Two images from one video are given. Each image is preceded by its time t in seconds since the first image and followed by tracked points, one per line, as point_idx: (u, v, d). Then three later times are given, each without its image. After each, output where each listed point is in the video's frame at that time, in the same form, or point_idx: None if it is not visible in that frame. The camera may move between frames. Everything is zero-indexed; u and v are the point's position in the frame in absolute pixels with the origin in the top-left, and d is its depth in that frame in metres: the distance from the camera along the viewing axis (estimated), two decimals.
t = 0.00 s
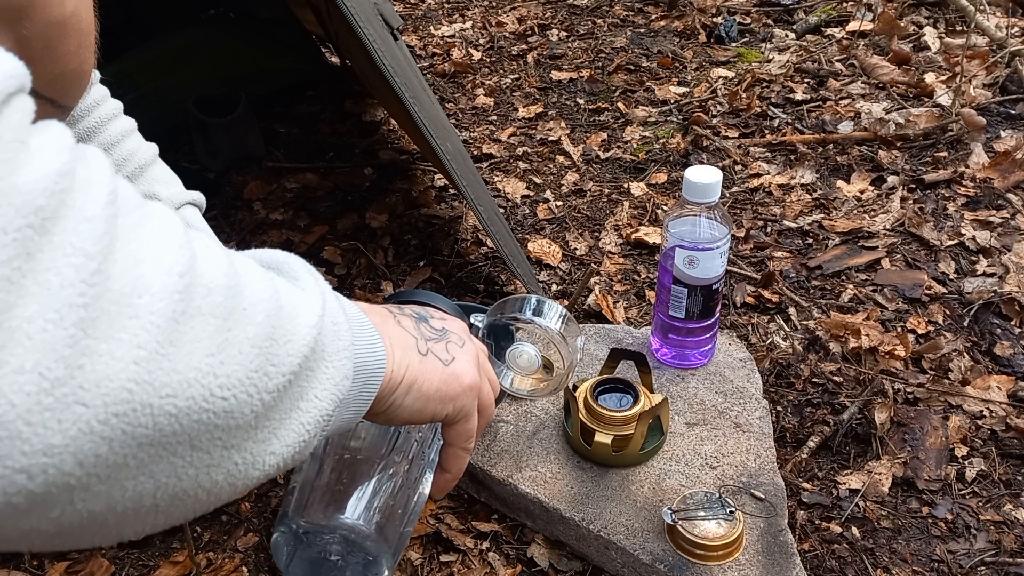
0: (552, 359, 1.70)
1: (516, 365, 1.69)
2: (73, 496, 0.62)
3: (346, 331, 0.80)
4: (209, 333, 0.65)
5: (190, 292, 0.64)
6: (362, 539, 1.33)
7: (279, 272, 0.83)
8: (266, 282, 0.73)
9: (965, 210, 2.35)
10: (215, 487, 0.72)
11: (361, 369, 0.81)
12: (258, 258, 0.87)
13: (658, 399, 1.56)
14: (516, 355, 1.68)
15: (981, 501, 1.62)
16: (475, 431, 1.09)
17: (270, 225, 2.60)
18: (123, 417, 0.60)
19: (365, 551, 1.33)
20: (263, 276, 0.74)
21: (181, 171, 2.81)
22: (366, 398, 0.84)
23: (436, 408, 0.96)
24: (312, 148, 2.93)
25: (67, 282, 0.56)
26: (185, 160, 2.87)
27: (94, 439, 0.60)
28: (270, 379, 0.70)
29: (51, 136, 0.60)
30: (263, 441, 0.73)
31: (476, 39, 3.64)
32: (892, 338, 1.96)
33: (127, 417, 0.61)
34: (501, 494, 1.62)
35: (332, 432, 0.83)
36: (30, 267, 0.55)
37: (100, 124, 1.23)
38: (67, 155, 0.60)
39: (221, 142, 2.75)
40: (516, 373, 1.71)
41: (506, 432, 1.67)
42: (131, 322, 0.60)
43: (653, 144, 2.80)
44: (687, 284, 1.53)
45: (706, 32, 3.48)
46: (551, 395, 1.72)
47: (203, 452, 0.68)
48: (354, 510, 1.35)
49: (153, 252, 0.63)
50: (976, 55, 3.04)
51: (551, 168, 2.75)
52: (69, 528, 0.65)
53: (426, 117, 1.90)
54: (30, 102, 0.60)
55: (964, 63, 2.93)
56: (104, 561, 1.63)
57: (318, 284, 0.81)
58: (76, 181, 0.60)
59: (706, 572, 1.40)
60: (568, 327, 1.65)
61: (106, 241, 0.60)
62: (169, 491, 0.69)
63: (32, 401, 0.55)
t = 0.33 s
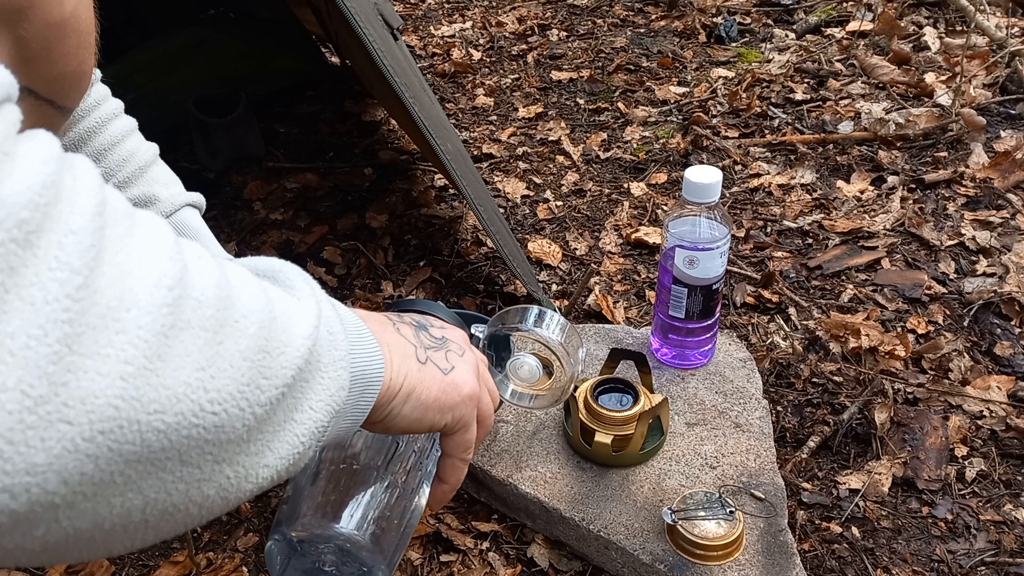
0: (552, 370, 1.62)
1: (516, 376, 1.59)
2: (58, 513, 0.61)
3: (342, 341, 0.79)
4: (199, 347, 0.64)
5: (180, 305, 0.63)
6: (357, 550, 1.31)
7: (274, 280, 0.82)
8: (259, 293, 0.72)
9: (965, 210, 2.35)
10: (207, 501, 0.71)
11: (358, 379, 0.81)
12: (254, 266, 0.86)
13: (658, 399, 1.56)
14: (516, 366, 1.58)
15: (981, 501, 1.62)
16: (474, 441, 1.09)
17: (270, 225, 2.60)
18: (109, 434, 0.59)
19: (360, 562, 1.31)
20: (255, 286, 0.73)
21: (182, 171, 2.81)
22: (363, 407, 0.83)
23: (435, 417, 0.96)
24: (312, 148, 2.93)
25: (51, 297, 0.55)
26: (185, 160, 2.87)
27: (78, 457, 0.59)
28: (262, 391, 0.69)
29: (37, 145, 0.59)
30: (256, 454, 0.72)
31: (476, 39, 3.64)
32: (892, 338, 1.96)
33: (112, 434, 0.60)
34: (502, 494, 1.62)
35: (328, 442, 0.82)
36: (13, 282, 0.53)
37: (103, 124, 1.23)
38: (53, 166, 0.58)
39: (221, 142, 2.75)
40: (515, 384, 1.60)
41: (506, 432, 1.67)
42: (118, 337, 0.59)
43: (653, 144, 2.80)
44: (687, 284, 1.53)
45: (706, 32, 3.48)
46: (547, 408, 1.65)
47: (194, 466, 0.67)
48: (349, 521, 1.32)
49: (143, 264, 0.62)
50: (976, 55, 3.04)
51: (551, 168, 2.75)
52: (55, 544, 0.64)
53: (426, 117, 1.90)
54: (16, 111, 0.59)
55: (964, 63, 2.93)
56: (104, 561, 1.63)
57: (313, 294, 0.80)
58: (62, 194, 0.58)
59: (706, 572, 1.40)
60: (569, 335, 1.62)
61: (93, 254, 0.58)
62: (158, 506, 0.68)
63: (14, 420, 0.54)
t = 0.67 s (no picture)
0: (553, 372, 1.65)
1: (516, 379, 1.64)
2: (34, 518, 0.60)
3: (333, 342, 0.78)
4: (180, 349, 0.64)
5: (160, 306, 0.63)
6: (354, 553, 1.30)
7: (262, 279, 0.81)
8: (245, 293, 0.71)
9: (965, 209, 2.35)
10: (192, 504, 0.70)
11: (349, 379, 0.81)
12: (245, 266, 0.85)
13: (658, 399, 1.56)
14: (517, 368, 1.64)
15: (981, 501, 1.62)
16: (473, 442, 1.09)
17: (270, 225, 2.60)
18: (84, 438, 0.59)
19: (358, 565, 1.30)
20: (242, 287, 0.72)
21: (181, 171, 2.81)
22: (356, 408, 0.83)
23: (432, 418, 0.96)
24: (312, 148, 2.93)
25: (24, 300, 0.55)
26: (185, 160, 2.88)
27: (52, 461, 0.58)
28: (246, 394, 0.68)
29: (14, 148, 0.59)
30: (242, 456, 0.71)
31: (476, 39, 3.64)
32: (892, 338, 1.96)
33: (88, 438, 0.59)
34: (501, 494, 1.62)
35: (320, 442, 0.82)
36: None
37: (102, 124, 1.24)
38: (29, 168, 0.58)
39: (221, 142, 2.75)
40: (516, 387, 1.65)
41: (506, 432, 1.67)
42: (93, 341, 0.58)
43: (653, 144, 2.80)
44: (687, 284, 1.53)
45: (706, 32, 3.48)
46: (550, 410, 1.66)
47: (176, 470, 0.67)
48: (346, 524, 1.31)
49: (123, 265, 0.62)
50: (976, 55, 3.04)
51: (551, 168, 2.75)
52: (34, 548, 0.63)
53: (426, 117, 1.90)
54: None
55: (964, 63, 2.93)
56: (104, 561, 1.63)
57: (304, 293, 0.79)
58: (37, 196, 0.58)
59: (706, 572, 1.40)
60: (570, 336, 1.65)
61: (68, 256, 0.58)
62: (141, 510, 0.67)
63: None
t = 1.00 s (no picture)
0: (553, 373, 1.64)
1: (515, 380, 1.64)
2: (8, 521, 0.59)
3: (323, 340, 0.78)
4: (161, 348, 0.62)
5: (140, 304, 0.61)
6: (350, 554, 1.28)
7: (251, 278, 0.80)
8: (229, 291, 0.70)
9: (965, 210, 2.35)
10: (177, 505, 0.69)
11: (339, 379, 0.81)
12: (234, 265, 0.84)
13: (658, 399, 1.56)
14: (515, 370, 1.64)
15: (981, 501, 1.62)
16: (469, 443, 1.09)
17: (270, 225, 2.60)
18: (59, 439, 0.57)
19: (353, 569, 1.29)
20: (226, 285, 0.71)
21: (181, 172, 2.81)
22: (350, 407, 0.83)
23: (428, 418, 0.96)
24: (312, 149, 2.93)
25: None
26: (185, 160, 2.88)
27: (25, 464, 0.56)
28: (231, 394, 0.67)
29: None
30: (229, 457, 0.70)
31: (476, 39, 3.64)
32: (892, 338, 1.96)
33: (63, 439, 0.57)
34: (501, 494, 1.62)
35: (313, 442, 0.82)
36: None
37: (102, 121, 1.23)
38: None
39: (221, 142, 2.75)
40: (515, 388, 1.65)
41: (506, 432, 1.67)
42: (68, 340, 0.56)
43: (653, 144, 2.80)
44: (687, 284, 1.53)
45: (706, 32, 3.48)
46: (549, 412, 1.66)
47: (159, 471, 0.65)
48: (341, 524, 1.29)
49: (101, 262, 0.59)
50: (975, 55, 3.04)
51: (551, 168, 2.75)
52: (9, 552, 0.61)
53: (426, 117, 1.90)
54: None
55: (964, 63, 2.93)
56: (104, 561, 1.63)
57: (291, 292, 0.78)
58: (9, 191, 0.55)
59: (706, 572, 1.40)
60: (569, 337, 1.65)
61: (41, 254, 0.56)
62: (123, 512, 0.65)
63: None
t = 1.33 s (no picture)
0: (552, 373, 1.62)
1: (514, 383, 1.62)
2: (5, 521, 0.58)
3: (322, 340, 0.78)
4: (158, 347, 0.62)
5: (137, 303, 0.61)
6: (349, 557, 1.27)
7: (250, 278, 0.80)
8: (227, 290, 0.70)
9: (965, 210, 2.35)
10: (176, 506, 0.69)
11: (339, 378, 0.81)
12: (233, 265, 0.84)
13: (658, 399, 1.56)
14: (514, 373, 1.62)
15: (981, 501, 1.62)
16: (470, 444, 1.09)
17: (270, 225, 2.60)
18: (56, 439, 0.57)
19: (354, 570, 1.29)
20: (224, 285, 0.71)
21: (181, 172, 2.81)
22: (351, 407, 0.83)
23: (428, 418, 0.96)
24: (312, 149, 2.93)
25: None
26: (185, 160, 2.88)
27: (22, 463, 0.56)
28: (230, 393, 0.67)
29: None
30: (228, 457, 0.70)
31: (476, 39, 3.64)
32: (892, 338, 1.96)
33: (60, 438, 0.57)
34: (501, 494, 1.62)
35: (314, 443, 0.82)
36: None
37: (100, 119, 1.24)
38: None
39: (221, 142, 2.75)
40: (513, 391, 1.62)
41: (506, 432, 1.67)
42: (65, 339, 0.56)
43: (653, 144, 2.80)
44: (687, 284, 1.53)
45: (706, 32, 3.48)
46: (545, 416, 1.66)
47: (157, 470, 0.65)
48: (342, 526, 1.28)
49: (97, 260, 0.59)
50: (975, 55, 3.05)
51: (551, 168, 2.75)
52: (6, 553, 0.61)
53: (426, 117, 1.90)
54: None
55: (964, 63, 2.93)
56: (103, 561, 1.63)
57: (290, 292, 0.78)
58: (5, 189, 0.55)
59: (706, 572, 1.40)
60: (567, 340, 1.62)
61: (36, 251, 0.55)
62: (122, 513, 0.65)
63: None
